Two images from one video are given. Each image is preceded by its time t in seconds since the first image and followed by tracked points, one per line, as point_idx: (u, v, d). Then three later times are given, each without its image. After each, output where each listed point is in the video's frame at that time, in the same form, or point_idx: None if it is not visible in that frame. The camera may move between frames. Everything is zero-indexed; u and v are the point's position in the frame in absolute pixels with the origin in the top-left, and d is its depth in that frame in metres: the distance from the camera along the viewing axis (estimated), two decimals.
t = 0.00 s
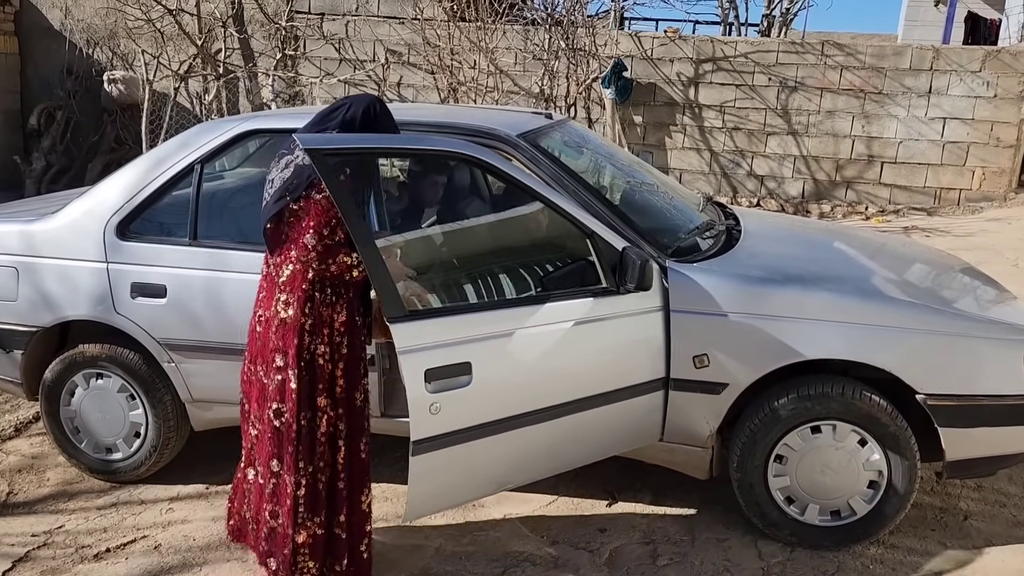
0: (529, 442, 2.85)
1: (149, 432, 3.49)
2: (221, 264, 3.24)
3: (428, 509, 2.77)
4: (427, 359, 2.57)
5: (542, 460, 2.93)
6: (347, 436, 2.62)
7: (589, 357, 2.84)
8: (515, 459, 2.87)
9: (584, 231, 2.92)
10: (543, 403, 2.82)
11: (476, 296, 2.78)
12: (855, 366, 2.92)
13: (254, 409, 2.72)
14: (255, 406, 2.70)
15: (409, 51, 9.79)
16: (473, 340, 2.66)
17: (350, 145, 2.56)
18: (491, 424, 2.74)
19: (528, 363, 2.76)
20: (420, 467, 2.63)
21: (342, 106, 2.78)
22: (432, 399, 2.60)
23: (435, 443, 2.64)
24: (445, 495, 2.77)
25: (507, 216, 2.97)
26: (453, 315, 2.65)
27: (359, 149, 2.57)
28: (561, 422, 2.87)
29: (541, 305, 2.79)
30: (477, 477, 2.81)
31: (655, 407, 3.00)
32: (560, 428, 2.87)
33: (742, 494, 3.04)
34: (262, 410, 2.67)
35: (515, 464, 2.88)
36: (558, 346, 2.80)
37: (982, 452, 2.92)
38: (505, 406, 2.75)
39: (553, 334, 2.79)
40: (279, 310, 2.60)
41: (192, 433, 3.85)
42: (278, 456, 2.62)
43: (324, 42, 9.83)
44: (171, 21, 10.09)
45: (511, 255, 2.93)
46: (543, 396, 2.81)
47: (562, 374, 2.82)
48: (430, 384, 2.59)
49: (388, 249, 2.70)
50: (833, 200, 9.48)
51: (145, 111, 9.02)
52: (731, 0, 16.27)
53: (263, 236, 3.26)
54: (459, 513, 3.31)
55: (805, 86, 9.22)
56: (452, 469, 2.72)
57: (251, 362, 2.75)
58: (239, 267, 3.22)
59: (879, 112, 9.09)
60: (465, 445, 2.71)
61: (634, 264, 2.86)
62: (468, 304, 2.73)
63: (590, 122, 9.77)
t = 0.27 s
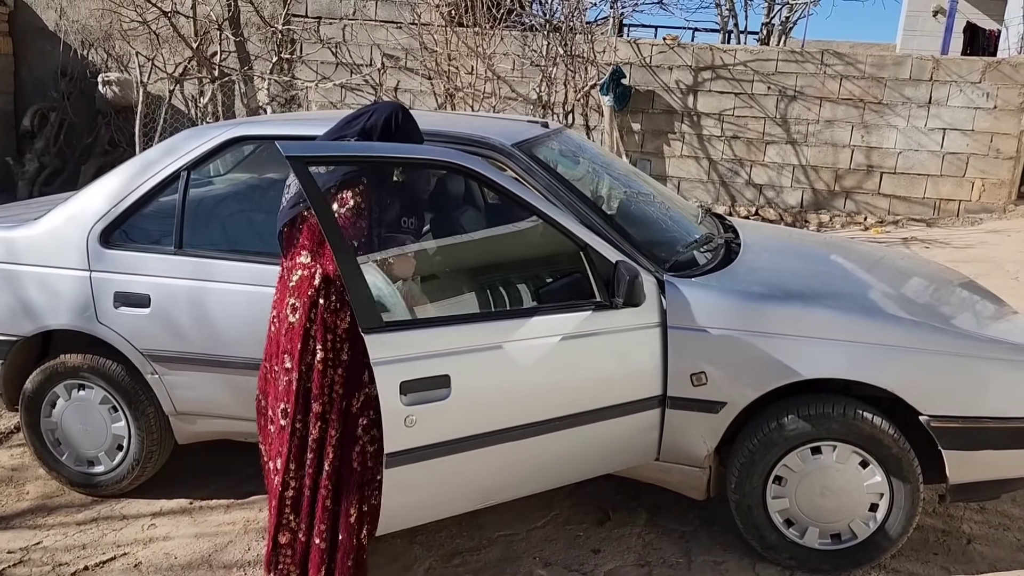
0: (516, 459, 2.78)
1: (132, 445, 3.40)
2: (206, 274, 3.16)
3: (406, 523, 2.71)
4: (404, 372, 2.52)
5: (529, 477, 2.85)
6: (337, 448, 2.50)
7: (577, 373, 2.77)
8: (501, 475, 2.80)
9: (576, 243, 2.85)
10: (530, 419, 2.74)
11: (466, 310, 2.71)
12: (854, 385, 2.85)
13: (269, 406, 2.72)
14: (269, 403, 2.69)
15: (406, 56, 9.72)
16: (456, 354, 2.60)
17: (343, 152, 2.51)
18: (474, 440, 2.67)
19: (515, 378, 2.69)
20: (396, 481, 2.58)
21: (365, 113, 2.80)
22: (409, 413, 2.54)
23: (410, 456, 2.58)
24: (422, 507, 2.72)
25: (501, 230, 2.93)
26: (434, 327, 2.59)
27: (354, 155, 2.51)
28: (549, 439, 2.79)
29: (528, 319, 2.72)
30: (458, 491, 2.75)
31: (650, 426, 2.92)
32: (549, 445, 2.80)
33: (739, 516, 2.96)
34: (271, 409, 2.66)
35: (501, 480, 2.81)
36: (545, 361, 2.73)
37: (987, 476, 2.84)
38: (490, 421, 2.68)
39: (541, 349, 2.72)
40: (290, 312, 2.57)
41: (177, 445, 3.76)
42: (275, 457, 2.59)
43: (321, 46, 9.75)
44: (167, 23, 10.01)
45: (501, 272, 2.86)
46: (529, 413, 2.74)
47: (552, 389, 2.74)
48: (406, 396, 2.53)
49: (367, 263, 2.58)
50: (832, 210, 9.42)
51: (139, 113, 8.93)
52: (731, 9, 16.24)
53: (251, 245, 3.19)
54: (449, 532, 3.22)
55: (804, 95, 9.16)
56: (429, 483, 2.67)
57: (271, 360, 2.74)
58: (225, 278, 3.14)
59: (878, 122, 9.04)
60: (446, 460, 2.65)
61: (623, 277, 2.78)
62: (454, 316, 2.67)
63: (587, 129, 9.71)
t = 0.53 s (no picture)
0: (512, 460, 2.72)
1: (127, 443, 3.35)
2: (203, 271, 3.11)
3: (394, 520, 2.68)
4: (392, 367, 2.48)
5: (525, 479, 2.80)
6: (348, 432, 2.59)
7: (575, 373, 2.71)
8: (497, 476, 2.74)
9: (579, 241, 2.77)
10: (526, 419, 2.69)
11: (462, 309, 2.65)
12: (860, 390, 2.79)
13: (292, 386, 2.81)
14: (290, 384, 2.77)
15: (410, 51, 9.66)
16: (449, 353, 2.55)
17: (353, 146, 2.53)
18: (468, 439, 2.62)
19: (511, 378, 2.64)
20: (382, 478, 2.54)
21: (400, 108, 2.93)
22: (396, 409, 2.50)
23: (399, 453, 2.54)
24: (412, 506, 2.68)
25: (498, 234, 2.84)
26: (424, 323, 2.54)
27: (360, 150, 2.53)
28: (547, 439, 2.74)
29: (525, 318, 2.67)
30: (451, 491, 2.70)
31: (652, 429, 2.86)
32: (546, 446, 2.74)
33: (744, 522, 2.90)
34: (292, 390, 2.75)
35: (496, 481, 2.76)
36: (543, 360, 2.67)
37: (997, 484, 2.78)
38: (483, 421, 2.63)
39: (538, 348, 2.66)
40: (307, 299, 2.65)
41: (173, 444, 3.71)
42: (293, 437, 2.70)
43: (324, 40, 9.70)
44: (170, 15, 9.95)
45: (504, 276, 2.77)
46: (527, 413, 2.68)
47: (550, 390, 2.69)
48: (395, 392, 2.50)
49: (360, 268, 2.52)
50: (837, 210, 9.34)
51: (141, 106, 8.88)
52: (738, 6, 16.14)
53: (250, 241, 3.14)
54: (448, 535, 3.17)
55: (811, 93, 9.09)
56: (420, 482, 2.62)
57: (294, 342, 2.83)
58: (221, 275, 3.08)
59: (885, 121, 8.96)
60: (438, 459, 2.60)
61: (623, 278, 2.70)
62: (449, 313, 2.62)
63: (592, 126, 9.64)
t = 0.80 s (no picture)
0: (512, 454, 2.70)
1: (126, 435, 3.33)
2: (201, 262, 3.08)
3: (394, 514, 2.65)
4: (391, 361, 2.45)
5: (526, 473, 2.77)
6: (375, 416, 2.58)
7: (578, 366, 2.68)
8: (497, 470, 2.72)
9: (579, 232, 2.74)
10: (527, 413, 2.66)
11: (459, 300, 2.61)
12: (865, 383, 2.75)
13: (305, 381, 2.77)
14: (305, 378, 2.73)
15: (413, 40, 9.60)
16: (448, 346, 2.52)
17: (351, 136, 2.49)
18: (468, 433, 2.60)
19: (511, 371, 2.61)
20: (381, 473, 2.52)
21: (418, 99, 2.97)
22: (396, 404, 2.47)
23: (397, 448, 2.52)
24: (411, 501, 2.66)
25: (497, 226, 2.79)
26: (423, 316, 2.51)
27: (357, 141, 2.50)
28: (548, 433, 2.71)
29: (525, 311, 2.63)
30: (451, 486, 2.67)
31: (655, 423, 2.83)
32: (547, 439, 2.71)
33: (747, 516, 2.87)
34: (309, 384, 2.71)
35: (496, 476, 2.73)
36: (544, 354, 2.64)
37: (1004, 478, 2.74)
38: (483, 415, 2.60)
39: (540, 341, 2.63)
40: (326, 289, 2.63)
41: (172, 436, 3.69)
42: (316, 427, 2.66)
43: (326, 29, 9.64)
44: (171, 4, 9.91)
45: (502, 268, 2.74)
46: (528, 407, 2.65)
47: (551, 383, 2.66)
48: (394, 386, 2.46)
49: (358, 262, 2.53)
50: (843, 199, 9.28)
51: (143, 96, 8.85)
52: None
53: (248, 233, 3.11)
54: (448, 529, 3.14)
55: (817, 82, 9.01)
56: (418, 476, 2.60)
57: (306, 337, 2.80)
58: (219, 266, 3.06)
59: (892, 110, 8.88)
60: (437, 453, 2.58)
61: (623, 270, 2.67)
62: (449, 307, 2.58)
63: (596, 116, 9.58)
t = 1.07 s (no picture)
0: (506, 450, 2.66)
1: (115, 432, 3.29)
2: (189, 256, 3.03)
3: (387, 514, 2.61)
4: (382, 358, 2.40)
5: (520, 470, 2.73)
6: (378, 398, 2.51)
7: (572, 361, 2.64)
8: (490, 468, 2.68)
9: (572, 225, 2.71)
10: (520, 410, 2.62)
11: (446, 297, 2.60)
12: (862, 377, 2.72)
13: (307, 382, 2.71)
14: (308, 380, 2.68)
15: (408, 31, 9.53)
16: (440, 341, 2.48)
17: (340, 129, 2.44)
18: (461, 430, 2.56)
19: (504, 367, 2.57)
20: (373, 471, 2.47)
21: (418, 89, 2.94)
22: (387, 401, 2.43)
23: (389, 448, 2.46)
24: (404, 501, 2.61)
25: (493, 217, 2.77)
26: (414, 312, 2.47)
27: (347, 133, 2.44)
28: (542, 430, 2.67)
29: (520, 305, 2.60)
30: (443, 484, 2.64)
31: (650, 419, 2.79)
32: (541, 436, 2.68)
33: (744, 513, 2.84)
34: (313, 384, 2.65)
35: (490, 473, 2.69)
36: (537, 348, 2.60)
37: (1004, 473, 2.71)
38: (476, 411, 2.56)
39: (533, 336, 2.59)
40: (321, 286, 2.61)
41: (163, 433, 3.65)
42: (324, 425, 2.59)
43: (321, 20, 9.57)
44: None
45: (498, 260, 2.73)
46: (521, 403, 2.61)
47: (544, 379, 2.62)
48: (386, 385, 2.42)
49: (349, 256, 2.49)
50: (842, 189, 9.23)
51: (136, 88, 8.79)
52: None
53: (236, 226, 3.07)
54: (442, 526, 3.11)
55: (815, 71, 8.94)
56: (410, 476, 2.55)
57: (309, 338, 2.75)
58: (207, 261, 3.01)
59: (891, 99, 8.82)
60: (429, 451, 2.54)
61: (618, 263, 2.63)
62: (440, 302, 2.54)
63: (593, 106, 9.52)
